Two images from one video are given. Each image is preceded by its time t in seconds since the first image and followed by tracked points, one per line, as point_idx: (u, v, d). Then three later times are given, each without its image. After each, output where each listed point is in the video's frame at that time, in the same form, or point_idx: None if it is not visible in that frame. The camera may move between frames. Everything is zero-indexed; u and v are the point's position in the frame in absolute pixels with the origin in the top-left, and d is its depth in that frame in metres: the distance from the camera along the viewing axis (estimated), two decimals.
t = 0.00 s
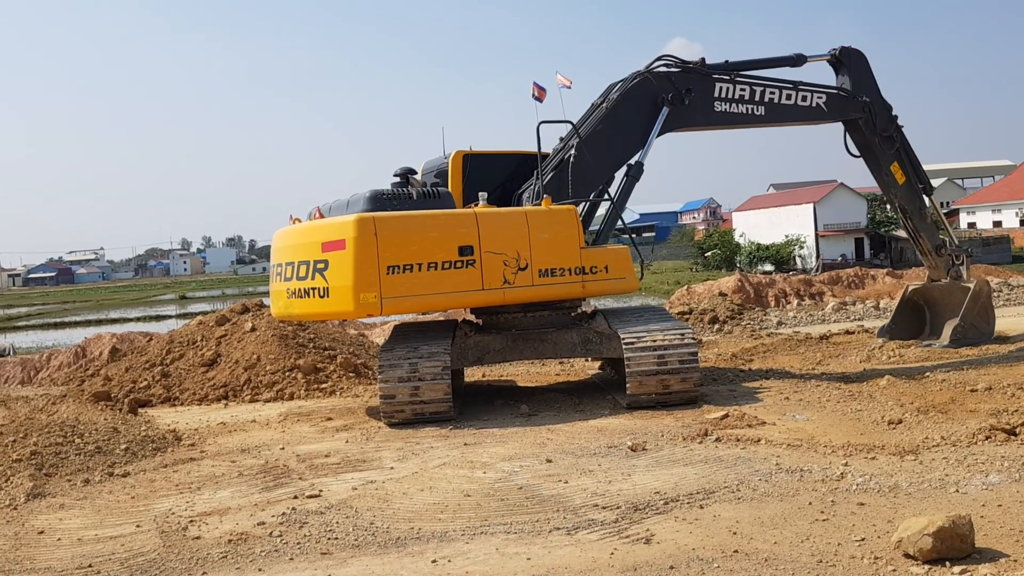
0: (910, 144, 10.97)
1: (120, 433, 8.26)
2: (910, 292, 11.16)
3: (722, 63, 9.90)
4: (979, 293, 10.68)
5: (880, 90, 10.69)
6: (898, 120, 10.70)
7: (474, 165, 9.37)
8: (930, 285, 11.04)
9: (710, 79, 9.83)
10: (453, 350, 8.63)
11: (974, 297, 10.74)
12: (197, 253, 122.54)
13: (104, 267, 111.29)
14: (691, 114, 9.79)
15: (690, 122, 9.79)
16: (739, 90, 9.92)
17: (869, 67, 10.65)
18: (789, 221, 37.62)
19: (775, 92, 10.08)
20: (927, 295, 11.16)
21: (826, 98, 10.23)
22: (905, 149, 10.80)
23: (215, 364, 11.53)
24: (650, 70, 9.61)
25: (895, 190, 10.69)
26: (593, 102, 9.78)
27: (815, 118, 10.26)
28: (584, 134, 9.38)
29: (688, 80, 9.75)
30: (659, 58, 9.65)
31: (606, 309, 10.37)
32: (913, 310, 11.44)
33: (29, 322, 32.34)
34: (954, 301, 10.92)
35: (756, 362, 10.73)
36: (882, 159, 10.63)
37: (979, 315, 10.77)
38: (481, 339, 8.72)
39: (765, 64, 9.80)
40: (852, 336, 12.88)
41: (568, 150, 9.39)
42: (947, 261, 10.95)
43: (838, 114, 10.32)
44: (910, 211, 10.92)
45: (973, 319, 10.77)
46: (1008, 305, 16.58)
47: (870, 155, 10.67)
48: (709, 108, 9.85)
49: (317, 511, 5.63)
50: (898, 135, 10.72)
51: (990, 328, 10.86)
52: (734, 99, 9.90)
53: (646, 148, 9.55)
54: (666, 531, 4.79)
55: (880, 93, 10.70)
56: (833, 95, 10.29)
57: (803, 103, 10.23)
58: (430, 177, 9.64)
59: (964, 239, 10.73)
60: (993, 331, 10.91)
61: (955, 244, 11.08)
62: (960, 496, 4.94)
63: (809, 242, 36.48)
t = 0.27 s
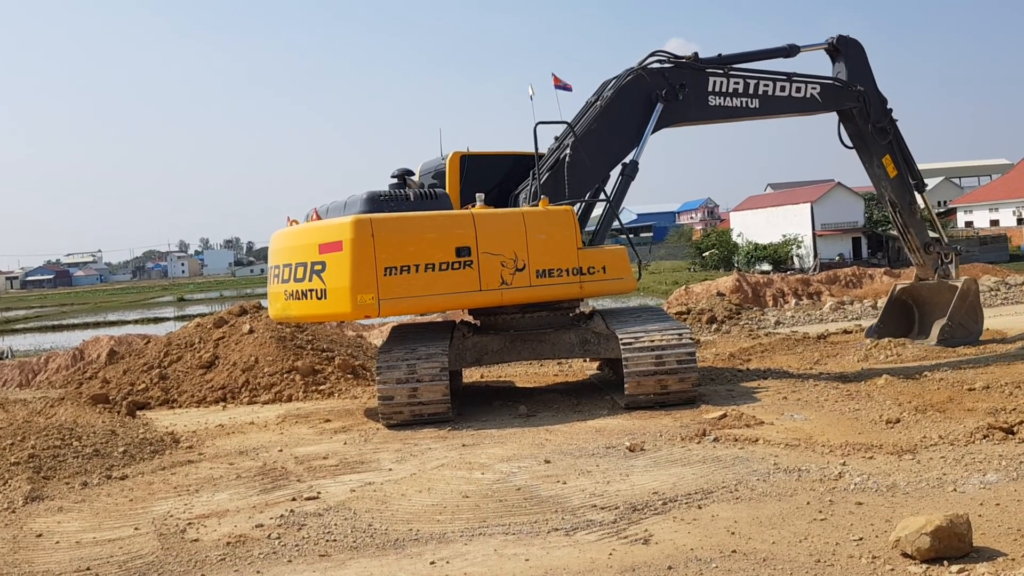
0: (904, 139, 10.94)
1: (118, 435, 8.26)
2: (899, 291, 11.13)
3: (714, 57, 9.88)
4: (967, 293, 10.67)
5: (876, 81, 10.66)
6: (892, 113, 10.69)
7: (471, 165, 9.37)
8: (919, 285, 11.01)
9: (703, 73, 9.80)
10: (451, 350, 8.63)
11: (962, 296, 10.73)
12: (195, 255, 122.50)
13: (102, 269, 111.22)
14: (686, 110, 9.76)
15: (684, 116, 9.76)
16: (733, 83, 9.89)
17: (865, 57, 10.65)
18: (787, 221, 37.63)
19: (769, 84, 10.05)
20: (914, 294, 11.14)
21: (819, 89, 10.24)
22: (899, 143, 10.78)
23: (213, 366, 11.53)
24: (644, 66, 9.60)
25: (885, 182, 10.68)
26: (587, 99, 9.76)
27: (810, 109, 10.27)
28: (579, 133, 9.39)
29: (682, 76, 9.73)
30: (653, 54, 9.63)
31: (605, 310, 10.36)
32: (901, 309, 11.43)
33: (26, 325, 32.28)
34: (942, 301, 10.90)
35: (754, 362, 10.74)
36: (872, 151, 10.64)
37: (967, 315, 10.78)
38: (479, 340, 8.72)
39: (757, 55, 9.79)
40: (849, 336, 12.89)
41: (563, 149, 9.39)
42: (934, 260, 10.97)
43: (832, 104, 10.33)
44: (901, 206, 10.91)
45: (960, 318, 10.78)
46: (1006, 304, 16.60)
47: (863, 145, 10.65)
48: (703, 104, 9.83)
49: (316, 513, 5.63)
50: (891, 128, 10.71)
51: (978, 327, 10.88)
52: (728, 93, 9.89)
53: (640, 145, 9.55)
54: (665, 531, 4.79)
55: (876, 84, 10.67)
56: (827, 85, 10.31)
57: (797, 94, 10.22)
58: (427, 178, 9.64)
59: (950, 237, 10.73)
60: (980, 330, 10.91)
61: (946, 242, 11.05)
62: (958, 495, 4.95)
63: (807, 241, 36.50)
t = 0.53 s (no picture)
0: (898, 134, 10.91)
1: (117, 437, 8.25)
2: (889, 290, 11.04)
3: (709, 51, 9.89)
4: (953, 293, 10.66)
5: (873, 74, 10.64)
6: (887, 107, 10.66)
7: (469, 165, 9.37)
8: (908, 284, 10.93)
9: (698, 67, 9.81)
10: (450, 351, 8.63)
11: (948, 296, 10.72)
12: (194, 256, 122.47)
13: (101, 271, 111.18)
14: (681, 105, 9.78)
15: (680, 111, 9.79)
16: (728, 77, 9.91)
17: (864, 49, 10.65)
18: (786, 220, 37.64)
19: (765, 77, 10.06)
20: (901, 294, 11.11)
21: (815, 80, 10.22)
22: (892, 137, 10.74)
23: (212, 367, 11.52)
24: (638, 62, 9.60)
25: (876, 176, 10.65)
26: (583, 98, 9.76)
27: (805, 101, 10.27)
28: (576, 131, 9.38)
29: (677, 71, 9.74)
30: (648, 50, 9.64)
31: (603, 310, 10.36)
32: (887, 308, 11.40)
33: (25, 326, 32.25)
34: (931, 302, 10.84)
35: (753, 362, 10.75)
36: (866, 144, 10.59)
37: (953, 315, 10.78)
38: (478, 341, 8.72)
39: (752, 48, 9.79)
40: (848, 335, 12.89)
41: (560, 148, 9.39)
42: (921, 259, 10.98)
43: (828, 95, 10.33)
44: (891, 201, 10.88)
45: (947, 319, 10.77)
46: (1004, 303, 16.60)
47: (856, 136, 10.61)
48: (699, 98, 9.84)
49: (315, 514, 5.63)
50: (885, 122, 10.67)
51: (964, 327, 10.88)
52: (723, 86, 9.90)
53: (636, 143, 9.55)
54: (664, 531, 4.79)
55: (872, 77, 10.66)
56: (823, 76, 10.30)
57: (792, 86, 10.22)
58: (425, 178, 9.64)
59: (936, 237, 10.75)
60: (966, 330, 10.90)
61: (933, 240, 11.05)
62: (957, 494, 4.95)
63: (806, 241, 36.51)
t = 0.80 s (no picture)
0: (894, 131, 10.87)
1: (118, 437, 8.25)
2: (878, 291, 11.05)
3: (707, 46, 9.87)
4: (941, 294, 10.62)
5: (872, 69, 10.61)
6: (885, 103, 10.62)
7: (470, 165, 9.36)
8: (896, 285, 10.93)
9: (696, 63, 9.79)
10: (451, 351, 8.63)
11: (936, 297, 10.69)
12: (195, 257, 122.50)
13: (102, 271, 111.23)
14: (680, 101, 9.78)
15: (679, 107, 9.79)
16: (726, 72, 9.90)
17: (865, 43, 10.63)
18: (786, 220, 37.64)
19: (764, 71, 10.04)
20: (889, 295, 11.08)
21: (813, 74, 10.22)
22: (888, 133, 10.69)
23: (213, 367, 11.52)
24: (636, 59, 9.59)
25: (869, 171, 10.58)
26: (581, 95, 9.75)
27: (804, 94, 10.25)
28: (575, 130, 9.37)
29: (675, 68, 9.72)
30: (645, 47, 9.63)
31: (604, 310, 10.36)
32: (876, 309, 11.37)
33: (25, 326, 32.27)
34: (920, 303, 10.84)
35: (754, 362, 10.74)
36: (861, 139, 10.54)
37: (941, 315, 10.75)
38: (479, 341, 8.71)
39: (750, 43, 9.78)
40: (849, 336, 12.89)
41: (559, 147, 9.38)
42: (910, 258, 10.84)
43: (827, 87, 10.30)
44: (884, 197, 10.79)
45: (935, 319, 10.74)
46: (1006, 303, 16.59)
47: (852, 130, 10.56)
48: (698, 94, 9.83)
49: (316, 514, 5.63)
50: (881, 118, 10.62)
51: (952, 327, 10.85)
52: (721, 82, 9.90)
53: (634, 141, 9.55)
54: (665, 532, 4.79)
55: (871, 71, 10.63)
56: (821, 68, 10.28)
57: (791, 79, 10.22)
58: (426, 178, 9.63)
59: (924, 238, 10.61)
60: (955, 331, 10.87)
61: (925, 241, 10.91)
62: (958, 495, 4.94)
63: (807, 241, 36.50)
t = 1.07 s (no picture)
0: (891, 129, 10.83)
1: (119, 435, 8.26)
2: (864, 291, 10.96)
3: (707, 42, 9.87)
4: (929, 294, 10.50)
5: (872, 64, 10.59)
6: (883, 100, 10.60)
7: (472, 165, 9.36)
8: (882, 285, 10.83)
9: (696, 59, 9.79)
10: (453, 350, 8.63)
11: (925, 298, 10.57)
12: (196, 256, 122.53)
13: (102, 270, 111.27)
14: (681, 97, 9.77)
15: (680, 104, 9.78)
16: (727, 68, 9.90)
17: (867, 38, 10.61)
18: (787, 220, 37.62)
19: (763, 66, 10.04)
20: (878, 296, 10.96)
21: (813, 68, 10.21)
22: (884, 130, 10.64)
23: (214, 365, 11.52)
24: (635, 56, 9.59)
25: (863, 167, 10.56)
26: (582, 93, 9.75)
27: (803, 88, 10.24)
28: (576, 128, 9.36)
29: (675, 64, 9.71)
30: (644, 44, 9.63)
31: (606, 310, 10.37)
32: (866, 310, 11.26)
33: (27, 325, 32.30)
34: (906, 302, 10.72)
35: (755, 362, 10.74)
36: (857, 135, 10.53)
37: (930, 317, 10.62)
38: (480, 340, 8.71)
39: (749, 38, 9.78)
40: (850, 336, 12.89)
41: (559, 146, 9.38)
42: (899, 257, 10.80)
43: (826, 81, 10.29)
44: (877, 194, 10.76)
45: (924, 321, 10.61)
46: (1007, 303, 16.58)
47: (849, 125, 10.55)
48: (698, 90, 9.83)
49: (318, 512, 5.63)
50: (878, 114, 10.59)
51: (942, 329, 10.71)
52: (722, 78, 9.89)
53: (634, 138, 9.55)
54: (667, 531, 4.79)
55: (872, 67, 10.61)
56: (821, 63, 10.27)
57: (791, 74, 10.21)
58: (428, 177, 9.63)
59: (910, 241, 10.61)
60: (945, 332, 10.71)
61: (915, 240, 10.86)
62: (960, 494, 4.94)
63: (808, 241, 36.54)
